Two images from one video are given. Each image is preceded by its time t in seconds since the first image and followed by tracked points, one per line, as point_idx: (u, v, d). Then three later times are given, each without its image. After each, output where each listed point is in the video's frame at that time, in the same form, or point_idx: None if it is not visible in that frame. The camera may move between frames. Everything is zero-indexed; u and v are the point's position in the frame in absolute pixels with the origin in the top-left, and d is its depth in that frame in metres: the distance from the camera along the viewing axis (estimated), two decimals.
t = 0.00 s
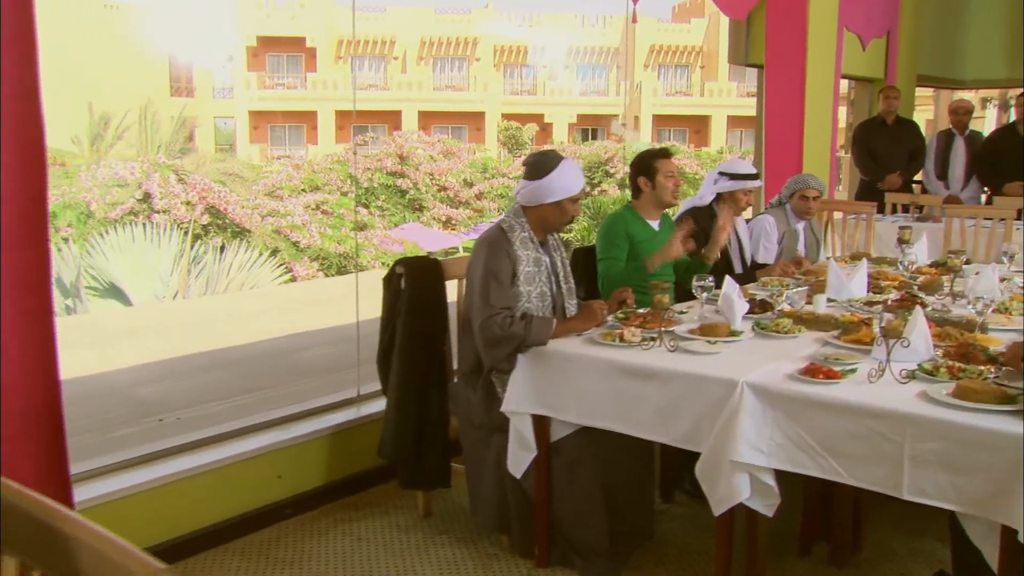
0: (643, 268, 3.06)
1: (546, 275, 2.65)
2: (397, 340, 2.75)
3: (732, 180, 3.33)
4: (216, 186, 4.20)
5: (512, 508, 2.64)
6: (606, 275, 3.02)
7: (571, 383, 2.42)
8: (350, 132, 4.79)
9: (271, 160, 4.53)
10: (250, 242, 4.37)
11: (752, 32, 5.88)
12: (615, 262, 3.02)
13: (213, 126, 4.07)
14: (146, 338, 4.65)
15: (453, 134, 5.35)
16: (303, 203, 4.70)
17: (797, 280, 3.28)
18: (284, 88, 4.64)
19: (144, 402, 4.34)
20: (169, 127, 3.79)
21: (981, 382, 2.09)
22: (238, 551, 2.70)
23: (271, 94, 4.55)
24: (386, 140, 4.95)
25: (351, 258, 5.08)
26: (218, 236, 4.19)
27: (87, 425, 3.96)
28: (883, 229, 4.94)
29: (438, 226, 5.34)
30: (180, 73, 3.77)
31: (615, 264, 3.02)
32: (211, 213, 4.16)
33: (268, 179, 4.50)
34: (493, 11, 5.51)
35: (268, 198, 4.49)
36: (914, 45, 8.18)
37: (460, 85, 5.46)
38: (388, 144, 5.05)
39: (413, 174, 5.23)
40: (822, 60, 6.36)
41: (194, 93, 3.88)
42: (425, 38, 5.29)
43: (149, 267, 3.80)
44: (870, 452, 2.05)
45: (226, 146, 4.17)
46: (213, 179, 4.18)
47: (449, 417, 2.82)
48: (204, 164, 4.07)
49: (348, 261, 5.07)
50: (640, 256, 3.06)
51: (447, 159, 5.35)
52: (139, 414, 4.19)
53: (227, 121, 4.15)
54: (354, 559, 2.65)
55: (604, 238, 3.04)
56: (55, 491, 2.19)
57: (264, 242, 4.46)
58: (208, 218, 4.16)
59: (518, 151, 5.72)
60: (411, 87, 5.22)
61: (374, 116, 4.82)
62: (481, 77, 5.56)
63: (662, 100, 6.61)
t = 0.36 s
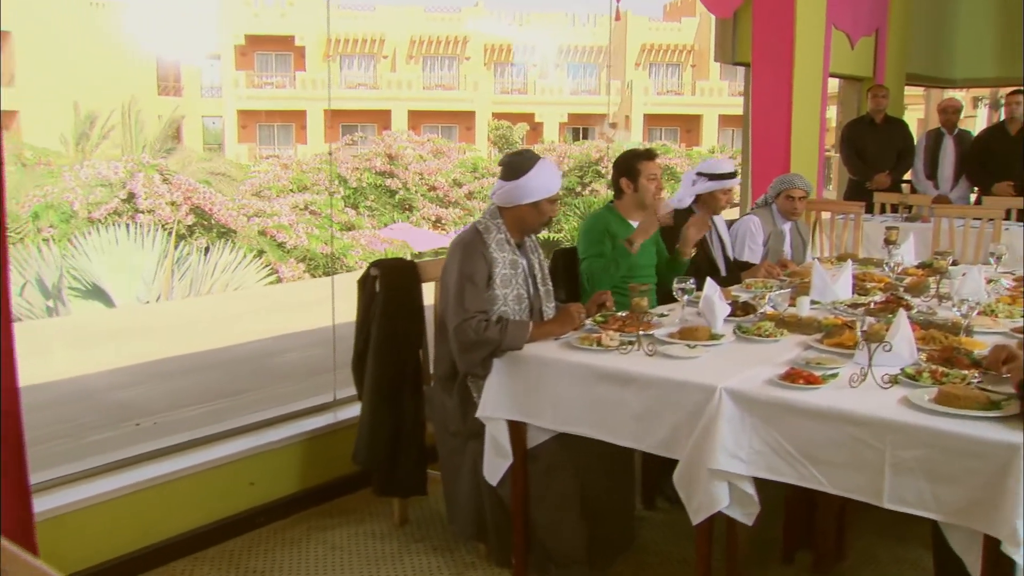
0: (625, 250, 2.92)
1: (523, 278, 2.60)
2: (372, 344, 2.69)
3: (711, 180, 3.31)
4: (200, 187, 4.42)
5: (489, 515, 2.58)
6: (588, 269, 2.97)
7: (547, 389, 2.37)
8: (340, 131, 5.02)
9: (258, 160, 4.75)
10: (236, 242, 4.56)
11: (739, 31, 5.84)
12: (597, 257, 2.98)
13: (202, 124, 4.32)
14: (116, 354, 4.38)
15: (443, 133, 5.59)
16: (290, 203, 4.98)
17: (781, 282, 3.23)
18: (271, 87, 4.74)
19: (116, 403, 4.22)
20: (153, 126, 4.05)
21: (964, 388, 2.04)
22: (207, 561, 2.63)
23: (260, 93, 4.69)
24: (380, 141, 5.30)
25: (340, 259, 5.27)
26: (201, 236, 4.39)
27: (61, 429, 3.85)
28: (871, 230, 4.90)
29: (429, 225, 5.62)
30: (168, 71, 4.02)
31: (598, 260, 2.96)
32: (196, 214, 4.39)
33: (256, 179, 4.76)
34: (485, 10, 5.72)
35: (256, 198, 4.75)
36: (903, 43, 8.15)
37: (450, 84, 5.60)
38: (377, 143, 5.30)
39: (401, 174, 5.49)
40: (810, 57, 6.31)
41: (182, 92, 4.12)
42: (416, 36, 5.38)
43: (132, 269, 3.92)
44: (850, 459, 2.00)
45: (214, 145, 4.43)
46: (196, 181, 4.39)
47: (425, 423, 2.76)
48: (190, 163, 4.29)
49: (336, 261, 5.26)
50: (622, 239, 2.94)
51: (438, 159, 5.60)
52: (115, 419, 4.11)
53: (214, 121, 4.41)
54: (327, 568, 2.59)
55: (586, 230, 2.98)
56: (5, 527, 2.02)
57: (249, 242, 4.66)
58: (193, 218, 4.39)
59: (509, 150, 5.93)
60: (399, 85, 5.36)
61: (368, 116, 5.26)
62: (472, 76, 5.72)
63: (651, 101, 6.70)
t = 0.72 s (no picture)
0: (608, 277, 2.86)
1: (501, 280, 2.54)
2: (347, 349, 2.63)
3: (689, 181, 3.34)
4: (185, 187, 4.57)
5: (465, 524, 2.52)
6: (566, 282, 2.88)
7: (523, 395, 2.31)
8: (329, 130, 5.08)
9: (249, 159, 4.87)
10: (222, 244, 4.79)
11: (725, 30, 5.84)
12: (578, 270, 2.88)
13: (191, 122, 4.56)
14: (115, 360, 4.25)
15: (435, 133, 5.53)
16: (279, 203, 5.17)
17: (766, 284, 3.18)
18: (261, 87, 4.91)
19: (96, 404, 4.15)
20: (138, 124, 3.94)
21: (949, 394, 1.99)
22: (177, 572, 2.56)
23: (250, 93, 4.86)
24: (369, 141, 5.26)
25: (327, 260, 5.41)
26: (188, 236, 4.58)
27: (38, 431, 3.76)
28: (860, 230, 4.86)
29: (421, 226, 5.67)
30: (156, 71, 4.26)
31: (575, 273, 2.88)
32: (183, 215, 4.59)
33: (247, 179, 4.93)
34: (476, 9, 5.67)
35: (245, 198, 4.92)
36: (894, 41, 8.12)
37: (441, 84, 5.55)
38: (367, 143, 5.30)
39: (391, 173, 5.53)
40: (799, 55, 6.26)
41: (172, 91, 4.37)
42: (407, 36, 5.39)
43: (117, 272, 3.88)
44: (831, 467, 1.95)
45: (205, 144, 4.67)
46: (181, 181, 4.56)
47: (401, 429, 2.70)
48: (177, 164, 4.49)
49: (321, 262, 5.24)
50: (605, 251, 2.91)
51: (429, 159, 5.63)
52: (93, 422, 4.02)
53: (205, 119, 4.67)
54: None
55: (568, 240, 2.91)
56: None
57: (237, 243, 4.86)
58: (180, 220, 4.58)
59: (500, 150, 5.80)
60: (393, 84, 5.35)
61: (359, 116, 5.21)
62: (463, 74, 5.69)
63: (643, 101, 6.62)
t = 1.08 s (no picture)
0: (591, 280, 2.84)
1: (478, 283, 2.48)
2: (322, 354, 2.57)
3: (667, 177, 3.34)
4: (171, 187, 4.24)
5: (442, 533, 2.46)
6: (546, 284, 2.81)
7: (499, 401, 2.25)
8: (319, 130, 5.00)
9: (239, 160, 4.70)
10: (210, 243, 4.56)
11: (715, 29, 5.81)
12: (558, 271, 2.82)
13: (182, 121, 4.29)
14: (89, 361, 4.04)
15: (426, 133, 5.49)
16: (268, 203, 4.97)
17: (751, 287, 3.13)
18: (252, 85, 4.81)
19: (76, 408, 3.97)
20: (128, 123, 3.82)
21: (932, 401, 1.94)
22: None
23: (241, 91, 4.74)
24: (359, 141, 5.19)
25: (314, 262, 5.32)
26: (176, 237, 4.32)
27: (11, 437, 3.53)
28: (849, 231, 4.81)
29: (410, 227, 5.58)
30: (146, 69, 3.87)
31: (558, 275, 2.82)
32: (169, 214, 4.25)
33: (235, 179, 4.72)
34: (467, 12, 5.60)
35: (232, 198, 4.69)
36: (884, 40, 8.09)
37: (432, 83, 5.47)
38: (357, 143, 5.22)
39: (381, 173, 5.42)
40: (788, 53, 6.21)
41: (160, 91, 4.04)
42: (399, 35, 5.31)
43: (99, 273, 3.71)
44: (812, 476, 1.90)
45: (194, 144, 4.38)
46: (167, 181, 4.22)
47: (377, 435, 2.64)
48: (165, 164, 4.16)
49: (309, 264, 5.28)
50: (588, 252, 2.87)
51: (420, 158, 5.53)
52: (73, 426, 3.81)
53: (194, 118, 4.39)
54: None
55: (548, 242, 2.85)
56: None
57: (225, 243, 4.64)
58: (167, 219, 4.26)
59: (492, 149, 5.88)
60: (384, 83, 5.26)
61: (347, 114, 5.17)
62: (455, 74, 5.60)
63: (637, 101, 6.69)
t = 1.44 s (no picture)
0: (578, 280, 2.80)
1: (453, 287, 2.43)
2: (295, 360, 2.51)
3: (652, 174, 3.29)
4: (158, 186, 3.91)
5: (417, 543, 2.40)
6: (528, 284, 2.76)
7: (474, 408, 2.20)
8: (309, 130, 4.83)
9: (228, 160, 4.19)
10: (196, 244, 4.03)
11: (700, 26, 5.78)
12: (541, 271, 2.77)
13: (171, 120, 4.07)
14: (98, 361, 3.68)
15: (417, 133, 5.42)
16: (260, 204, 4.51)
17: (736, 289, 3.08)
18: (240, 84, 4.31)
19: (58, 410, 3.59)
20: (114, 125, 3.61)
21: (916, 408, 1.89)
22: None
23: (230, 92, 4.31)
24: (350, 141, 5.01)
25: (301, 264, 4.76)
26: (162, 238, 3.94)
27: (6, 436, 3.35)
28: (839, 232, 4.76)
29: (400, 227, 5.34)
30: (134, 67, 3.71)
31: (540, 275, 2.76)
32: (156, 214, 3.89)
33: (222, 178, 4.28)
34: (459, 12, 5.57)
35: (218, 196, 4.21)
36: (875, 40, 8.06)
37: (423, 83, 5.46)
38: (347, 143, 5.05)
39: (371, 174, 5.21)
40: (777, 52, 6.17)
41: (151, 90, 3.88)
42: (389, 34, 5.29)
43: (82, 275, 3.54)
44: (792, 486, 1.84)
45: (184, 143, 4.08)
46: (153, 180, 3.90)
47: (352, 442, 2.58)
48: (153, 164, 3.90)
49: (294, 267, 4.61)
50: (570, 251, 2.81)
51: (411, 158, 5.40)
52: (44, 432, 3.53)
53: (184, 117, 4.14)
54: None
55: (530, 242, 2.80)
56: None
57: (212, 243, 4.09)
58: (153, 219, 3.89)
59: (482, 149, 5.83)
60: (375, 82, 5.21)
61: (336, 114, 5.02)
62: (446, 73, 5.57)
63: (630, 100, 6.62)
